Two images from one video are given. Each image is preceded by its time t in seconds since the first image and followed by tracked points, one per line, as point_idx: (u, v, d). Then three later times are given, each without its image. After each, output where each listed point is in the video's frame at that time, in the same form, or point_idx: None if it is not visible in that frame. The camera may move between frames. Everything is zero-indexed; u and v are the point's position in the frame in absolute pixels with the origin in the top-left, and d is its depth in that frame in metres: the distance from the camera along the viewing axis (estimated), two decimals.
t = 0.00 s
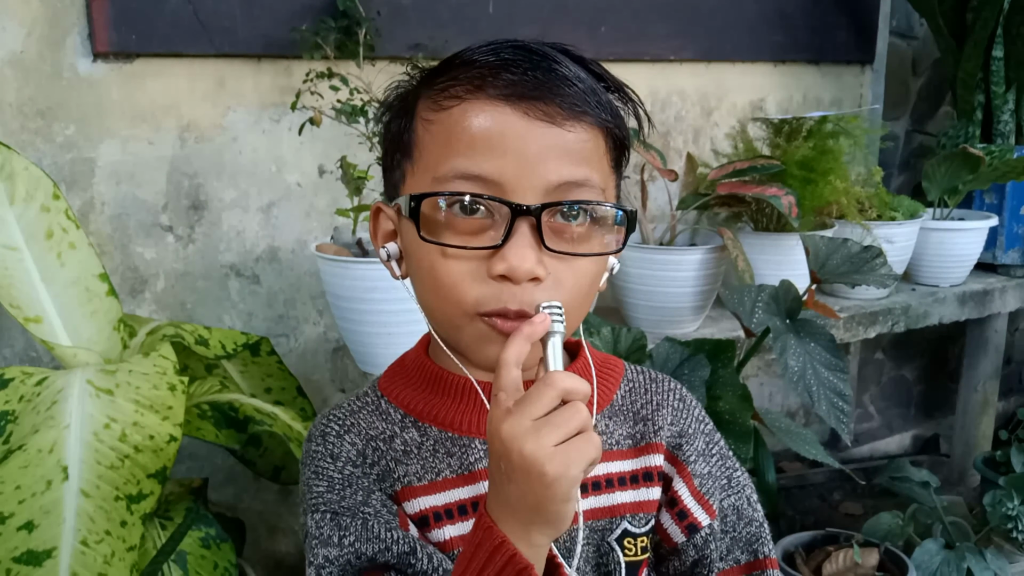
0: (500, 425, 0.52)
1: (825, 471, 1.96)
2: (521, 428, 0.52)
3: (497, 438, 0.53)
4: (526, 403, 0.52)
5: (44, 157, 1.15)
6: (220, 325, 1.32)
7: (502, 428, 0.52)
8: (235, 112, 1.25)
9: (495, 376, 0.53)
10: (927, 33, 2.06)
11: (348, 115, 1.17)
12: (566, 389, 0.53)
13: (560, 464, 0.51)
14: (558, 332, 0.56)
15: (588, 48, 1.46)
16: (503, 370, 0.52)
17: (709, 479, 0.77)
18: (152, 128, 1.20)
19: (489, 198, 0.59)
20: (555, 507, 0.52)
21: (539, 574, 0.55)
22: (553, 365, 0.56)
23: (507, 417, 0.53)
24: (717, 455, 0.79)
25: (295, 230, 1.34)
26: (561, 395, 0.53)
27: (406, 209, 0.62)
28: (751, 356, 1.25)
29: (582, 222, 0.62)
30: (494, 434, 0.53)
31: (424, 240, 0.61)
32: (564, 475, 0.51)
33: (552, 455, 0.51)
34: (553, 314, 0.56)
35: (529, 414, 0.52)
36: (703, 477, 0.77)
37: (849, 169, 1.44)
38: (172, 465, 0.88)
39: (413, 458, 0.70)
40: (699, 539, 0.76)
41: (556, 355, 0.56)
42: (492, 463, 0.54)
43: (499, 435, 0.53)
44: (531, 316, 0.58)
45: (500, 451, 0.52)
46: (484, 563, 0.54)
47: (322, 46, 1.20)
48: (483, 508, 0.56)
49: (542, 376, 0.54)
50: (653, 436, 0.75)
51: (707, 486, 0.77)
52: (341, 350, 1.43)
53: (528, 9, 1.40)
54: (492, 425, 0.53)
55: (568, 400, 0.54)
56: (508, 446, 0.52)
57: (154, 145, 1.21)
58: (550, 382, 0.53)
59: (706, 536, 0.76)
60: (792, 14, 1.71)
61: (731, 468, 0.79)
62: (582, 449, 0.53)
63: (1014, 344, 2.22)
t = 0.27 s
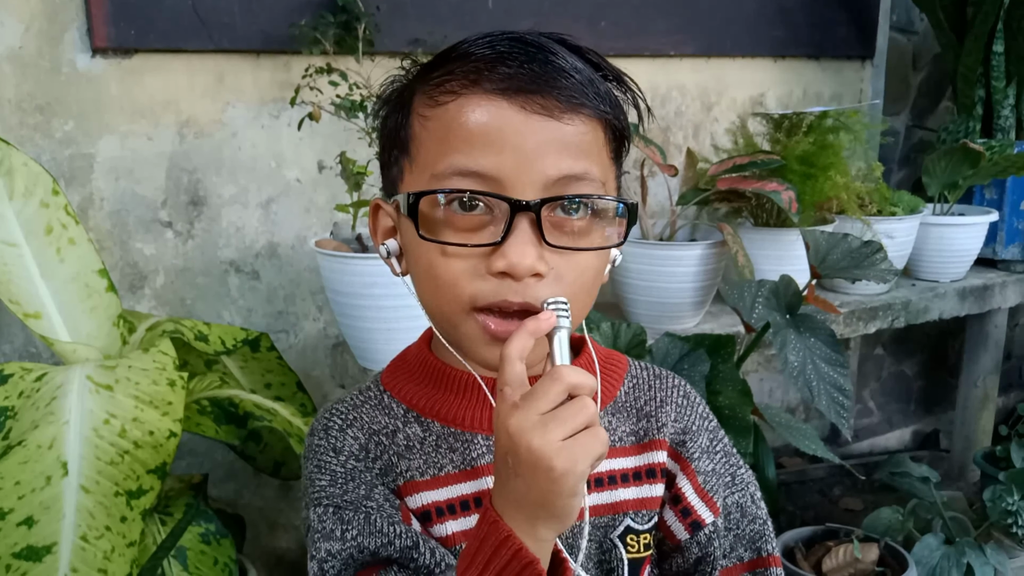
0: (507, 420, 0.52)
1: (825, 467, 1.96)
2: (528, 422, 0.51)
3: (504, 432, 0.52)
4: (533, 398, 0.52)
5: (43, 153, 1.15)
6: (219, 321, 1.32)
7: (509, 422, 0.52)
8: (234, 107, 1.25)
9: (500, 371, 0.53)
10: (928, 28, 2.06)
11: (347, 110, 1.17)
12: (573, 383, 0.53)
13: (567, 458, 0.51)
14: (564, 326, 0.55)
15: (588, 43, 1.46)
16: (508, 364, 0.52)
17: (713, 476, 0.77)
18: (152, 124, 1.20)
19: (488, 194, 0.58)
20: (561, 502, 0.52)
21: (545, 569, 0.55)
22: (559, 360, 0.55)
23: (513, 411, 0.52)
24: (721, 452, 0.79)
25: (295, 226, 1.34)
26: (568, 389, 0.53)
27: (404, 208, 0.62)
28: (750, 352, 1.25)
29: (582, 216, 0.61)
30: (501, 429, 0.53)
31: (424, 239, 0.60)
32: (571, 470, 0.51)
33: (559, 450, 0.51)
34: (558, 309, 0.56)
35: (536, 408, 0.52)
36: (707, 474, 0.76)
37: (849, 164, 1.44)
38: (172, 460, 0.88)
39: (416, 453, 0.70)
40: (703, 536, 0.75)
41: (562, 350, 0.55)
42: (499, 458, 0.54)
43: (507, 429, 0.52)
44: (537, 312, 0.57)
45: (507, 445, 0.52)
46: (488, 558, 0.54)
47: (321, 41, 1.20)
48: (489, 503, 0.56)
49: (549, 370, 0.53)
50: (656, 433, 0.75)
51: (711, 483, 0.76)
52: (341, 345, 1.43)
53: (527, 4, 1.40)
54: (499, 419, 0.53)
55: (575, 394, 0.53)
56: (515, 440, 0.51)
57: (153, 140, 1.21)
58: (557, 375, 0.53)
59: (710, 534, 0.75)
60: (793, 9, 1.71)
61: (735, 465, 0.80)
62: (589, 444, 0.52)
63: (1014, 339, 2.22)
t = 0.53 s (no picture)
0: (510, 421, 0.52)
1: (825, 466, 1.96)
2: (532, 423, 0.51)
3: (507, 433, 0.52)
4: (536, 399, 0.52)
5: (43, 153, 1.15)
6: (220, 320, 1.32)
7: (512, 424, 0.52)
8: (234, 107, 1.25)
9: (502, 372, 0.53)
10: (928, 27, 2.06)
11: (347, 109, 1.17)
12: (576, 385, 0.53)
13: (570, 460, 0.51)
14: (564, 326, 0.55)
15: (588, 43, 1.46)
16: (509, 367, 0.52)
17: (716, 479, 0.77)
18: (152, 123, 1.20)
19: (491, 193, 0.58)
20: (565, 504, 0.52)
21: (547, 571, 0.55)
22: (560, 360, 0.55)
23: (516, 413, 0.52)
24: (724, 455, 0.79)
25: (295, 225, 1.34)
26: (570, 390, 0.52)
27: (406, 209, 0.62)
28: (750, 351, 1.25)
29: (585, 214, 0.61)
30: (504, 430, 0.53)
31: (427, 239, 0.60)
32: (574, 472, 0.51)
33: (562, 452, 0.51)
34: (558, 310, 0.56)
35: (538, 410, 0.52)
36: (710, 477, 0.76)
37: (849, 163, 1.44)
38: (172, 460, 0.88)
39: (418, 454, 0.69)
40: (706, 539, 0.76)
41: (564, 352, 0.55)
42: (502, 458, 0.53)
43: (509, 431, 0.52)
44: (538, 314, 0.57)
45: (510, 446, 0.52)
46: (491, 560, 0.54)
47: (321, 41, 1.20)
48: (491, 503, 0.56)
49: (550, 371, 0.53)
50: (659, 435, 0.75)
51: (714, 486, 0.76)
52: (342, 345, 1.43)
53: (527, 3, 1.40)
54: (501, 421, 0.53)
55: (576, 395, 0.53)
56: (517, 442, 0.51)
57: (153, 140, 1.21)
58: (558, 377, 0.52)
59: (713, 537, 0.75)
60: (793, 8, 1.71)
61: (739, 468, 0.79)
62: (592, 445, 0.52)
63: (1015, 339, 2.22)
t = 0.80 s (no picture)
0: (504, 427, 0.52)
1: (826, 464, 1.96)
2: (524, 430, 0.51)
3: (501, 439, 0.52)
4: (528, 405, 0.52)
5: (43, 154, 1.15)
6: (220, 321, 1.32)
7: (505, 429, 0.52)
8: (233, 108, 1.25)
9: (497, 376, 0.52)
10: (927, 25, 2.06)
11: (346, 110, 1.17)
12: (567, 390, 0.52)
13: (561, 468, 0.51)
14: (564, 332, 0.55)
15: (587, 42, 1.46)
16: (505, 370, 0.52)
17: (717, 488, 0.76)
18: (151, 124, 1.20)
19: (493, 191, 0.59)
20: (556, 512, 0.52)
21: None
22: (558, 366, 0.55)
23: (510, 419, 0.52)
24: (726, 463, 0.78)
25: (295, 226, 1.34)
26: (563, 395, 0.52)
27: (409, 207, 0.62)
28: (750, 350, 1.24)
29: (588, 213, 0.61)
30: (498, 435, 0.53)
31: (429, 237, 0.60)
32: (566, 480, 0.51)
33: (553, 460, 0.51)
34: (559, 318, 0.55)
35: (531, 417, 0.52)
36: (711, 486, 0.76)
37: (849, 161, 1.44)
38: (173, 460, 0.88)
39: (415, 453, 0.70)
40: (704, 549, 0.75)
41: (563, 357, 0.55)
42: (496, 463, 0.53)
43: (502, 437, 0.52)
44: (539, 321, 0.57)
45: (503, 452, 0.52)
46: (483, 563, 0.54)
47: (320, 41, 1.20)
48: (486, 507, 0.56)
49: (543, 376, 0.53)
50: (660, 442, 0.75)
51: (715, 495, 0.76)
52: (342, 345, 1.43)
53: (526, 2, 1.40)
54: (495, 426, 0.53)
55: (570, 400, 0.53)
56: (510, 449, 0.51)
57: (153, 141, 1.21)
58: (551, 382, 0.52)
59: (711, 546, 0.75)
60: (792, 7, 1.71)
61: (741, 477, 0.79)
62: (584, 453, 0.52)
63: (1015, 337, 2.22)
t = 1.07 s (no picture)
0: (504, 430, 0.52)
1: (828, 464, 1.96)
2: (525, 433, 0.51)
3: (501, 443, 0.52)
4: (529, 408, 0.52)
5: (45, 154, 1.15)
6: (222, 321, 1.32)
7: (506, 433, 0.52)
8: (235, 108, 1.25)
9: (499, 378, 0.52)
10: (929, 25, 2.06)
11: (348, 109, 1.17)
12: (568, 393, 0.52)
13: (562, 472, 0.51)
14: (564, 336, 0.55)
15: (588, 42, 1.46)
16: (506, 373, 0.52)
17: (718, 489, 0.76)
18: (153, 125, 1.20)
19: (494, 192, 0.59)
20: (557, 515, 0.52)
21: None
22: (559, 368, 0.55)
23: (511, 422, 0.52)
24: (727, 465, 0.78)
25: (297, 226, 1.34)
26: (563, 398, 0.52)
27: (409, 207, 0.62)
28: (752, 350, 1.24)
29: (588, 216, 0.61)
30: (498, 439, 0.53)
31: (429, 238, 0.60)
32: (567, 483, 0.51)
33: (554, 464, 0.51)
34: (559, 320, 0.55)
35: (532, 420, 0.52)
36: (712, 487, 0.76)
37: (851, 161, 1.44)
38: (176, 460, 0.88)
39: (416, 455, 0.69)
40: (705, 550, 0.75)
41: (563, 359, 0.55)
42: (497, 466, 0.53)
43: (503, 440, 0.52)
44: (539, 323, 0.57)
45: (503, 455, 0.52)
46: (483, 566, 0.54)
47: (323, 41, 1.21)
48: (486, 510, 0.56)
49: (544, 379, 0.53)
50: (661, 443, 0.75)
51: (716, 496, 0.76)
52: (344, 345, 1.43)
53: (527, 2, 1.40)
54: (496, 429, 0.53)
55: (571, 404, 0.53)
56: (511, 453, 0.51)
57: (155, 141, 1.21)
58: (551, 386, 0.52)
59: (712, 547, 0.75)
60: (794, 6, 1.71)
61: (742, 479, 0.79)
62: (585, 456, 0.52)
63: (1018, 337, 2.22)
